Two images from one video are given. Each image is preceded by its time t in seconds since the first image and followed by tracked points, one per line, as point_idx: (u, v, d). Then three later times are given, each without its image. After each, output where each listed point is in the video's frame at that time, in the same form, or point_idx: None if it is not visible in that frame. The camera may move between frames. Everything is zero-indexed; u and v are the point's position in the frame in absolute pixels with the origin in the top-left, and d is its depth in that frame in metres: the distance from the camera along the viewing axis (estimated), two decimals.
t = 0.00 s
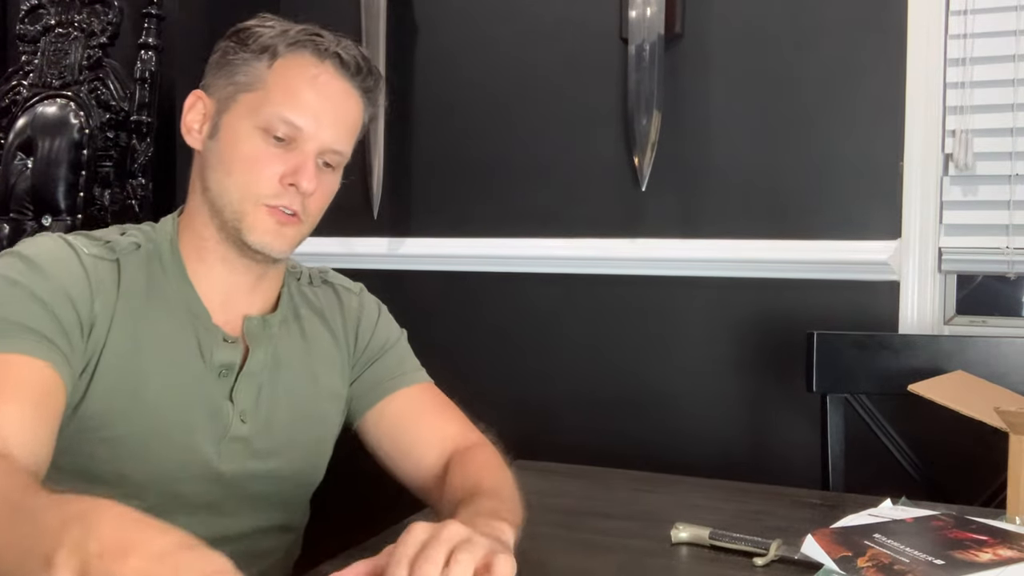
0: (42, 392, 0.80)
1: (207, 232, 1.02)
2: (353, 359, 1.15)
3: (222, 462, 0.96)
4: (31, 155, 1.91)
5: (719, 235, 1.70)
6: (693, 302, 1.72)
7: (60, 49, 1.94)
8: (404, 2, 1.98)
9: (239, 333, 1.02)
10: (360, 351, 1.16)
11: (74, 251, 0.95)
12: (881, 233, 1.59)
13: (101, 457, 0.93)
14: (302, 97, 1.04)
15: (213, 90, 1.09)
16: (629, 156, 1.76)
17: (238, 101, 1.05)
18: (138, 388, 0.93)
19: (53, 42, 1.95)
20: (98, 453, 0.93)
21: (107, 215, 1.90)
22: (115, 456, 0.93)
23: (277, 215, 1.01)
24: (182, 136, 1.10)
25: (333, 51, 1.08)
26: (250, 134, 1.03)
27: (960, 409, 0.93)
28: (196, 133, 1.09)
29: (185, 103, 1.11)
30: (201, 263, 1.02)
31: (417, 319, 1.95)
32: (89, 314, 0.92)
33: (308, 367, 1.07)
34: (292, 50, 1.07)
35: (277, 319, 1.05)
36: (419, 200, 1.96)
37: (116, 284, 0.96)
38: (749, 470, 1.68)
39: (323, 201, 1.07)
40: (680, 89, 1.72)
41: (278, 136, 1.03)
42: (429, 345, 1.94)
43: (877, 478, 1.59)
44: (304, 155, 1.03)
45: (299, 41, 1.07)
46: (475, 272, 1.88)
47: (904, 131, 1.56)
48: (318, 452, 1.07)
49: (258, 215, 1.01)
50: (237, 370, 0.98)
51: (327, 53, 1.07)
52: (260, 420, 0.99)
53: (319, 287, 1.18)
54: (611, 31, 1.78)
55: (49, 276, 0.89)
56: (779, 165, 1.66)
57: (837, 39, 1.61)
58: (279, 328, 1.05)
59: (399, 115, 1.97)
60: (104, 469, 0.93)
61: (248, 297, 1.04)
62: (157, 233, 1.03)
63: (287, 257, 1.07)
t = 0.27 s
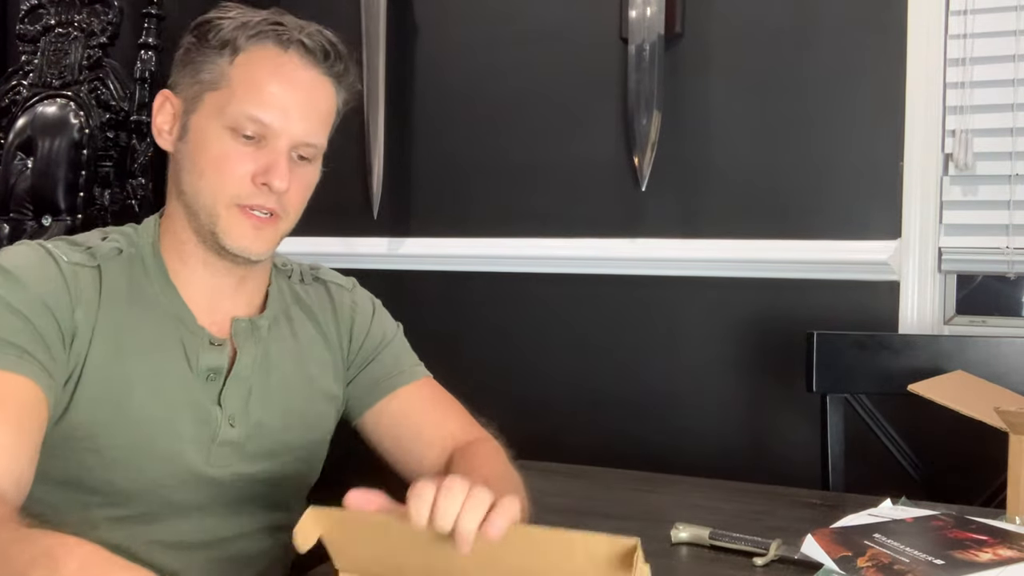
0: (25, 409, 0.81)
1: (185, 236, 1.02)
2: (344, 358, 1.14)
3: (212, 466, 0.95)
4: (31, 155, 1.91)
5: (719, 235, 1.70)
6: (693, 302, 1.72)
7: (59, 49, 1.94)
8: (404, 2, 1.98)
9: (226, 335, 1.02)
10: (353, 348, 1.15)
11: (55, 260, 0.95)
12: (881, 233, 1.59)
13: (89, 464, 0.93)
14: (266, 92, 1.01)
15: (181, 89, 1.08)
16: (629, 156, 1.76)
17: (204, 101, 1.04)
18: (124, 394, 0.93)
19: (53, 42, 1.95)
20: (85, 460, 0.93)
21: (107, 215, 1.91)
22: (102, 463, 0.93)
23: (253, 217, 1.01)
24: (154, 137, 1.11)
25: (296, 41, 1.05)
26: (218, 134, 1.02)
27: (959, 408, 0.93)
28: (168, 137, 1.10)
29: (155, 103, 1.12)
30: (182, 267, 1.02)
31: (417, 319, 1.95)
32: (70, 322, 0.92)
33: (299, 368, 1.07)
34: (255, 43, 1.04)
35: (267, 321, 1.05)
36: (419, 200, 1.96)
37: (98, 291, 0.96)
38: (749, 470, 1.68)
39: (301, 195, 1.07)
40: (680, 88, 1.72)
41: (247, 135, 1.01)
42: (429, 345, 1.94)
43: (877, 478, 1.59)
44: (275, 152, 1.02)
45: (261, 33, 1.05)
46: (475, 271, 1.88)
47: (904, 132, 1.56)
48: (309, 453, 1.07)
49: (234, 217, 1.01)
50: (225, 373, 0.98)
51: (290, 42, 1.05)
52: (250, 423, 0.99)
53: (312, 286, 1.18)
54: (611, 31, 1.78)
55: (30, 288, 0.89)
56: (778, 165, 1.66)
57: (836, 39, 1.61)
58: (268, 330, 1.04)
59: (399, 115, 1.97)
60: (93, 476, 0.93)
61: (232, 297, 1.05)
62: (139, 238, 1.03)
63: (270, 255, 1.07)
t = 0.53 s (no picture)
0: (14, 420, 0.79)
1: (174, 242, 1.02)
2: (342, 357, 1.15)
3: (213, 469, 0.95)
4: (31, 155, 1.91)
5: (719, 234, 1.70)
6: (694, 302, 1.72)
7: (59, 50, 1.94)
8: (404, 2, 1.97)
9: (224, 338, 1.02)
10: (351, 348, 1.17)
11: (41, 269, 0.93)
12: (882, 233, 1.59)
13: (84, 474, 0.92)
14: (246, 94, 0.99)
15: (162, 92, 1.06)
16: (630, 156, 1.76)
17: (186, 105, 1.02)
18: (117, 402, 0.92)
19: (53, 42, 1.95)
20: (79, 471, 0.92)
21: (107, 215, 1.89)
22: (96, 472, 0.92)
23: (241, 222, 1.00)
24: (138, 142, 1.10)
25: (275, 38, 1.03)
26: (201, 139, 1.00)
27: (959, 409, 0.93)
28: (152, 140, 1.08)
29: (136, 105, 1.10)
30: (174, 273, 1.02)
31: (417, 319, 1.95)
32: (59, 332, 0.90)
33: (295, 368, 1.06)
34: (233, 42, 1.02)
35: (264, 323, 1.04)
36: (419, 200, 1.96)
37: (86, 298, 0.94)
38: (749, 470, 1.68)
39: (291, 195, 1.05)
40: (680, 88, 1.72)
41: (231, 139, 1.00)
42: (429, 345, 1.94)
43: (877, 478, 1.59)
44: (260, 155, 1.00)
45: (239, 32, 1.03)
46: (476, 271, 1.88)
47: (904, 132, 1.57)
48: (309, 451, 1.07)
49: (222, 223, 1.00)
50: (221, 377, 0.98)
51: (269, 38, 1.02)
52: (247, 425, 0.99)
53: (307, 285, 1.18)
54: (611, 31, 1.78)
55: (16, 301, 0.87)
56: (778, 165, 1.66)
57: (836, 39, 1.61)
58: (267, 331, 1.05)
59: (400, 115, 1.97)
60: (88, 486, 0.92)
61: (226, 299, 1.04)
62: (128, 243, 1.02)
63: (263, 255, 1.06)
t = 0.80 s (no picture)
0: (9, 428, 0.79)
1: (172, 242, 1.01)
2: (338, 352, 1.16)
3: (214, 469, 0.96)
4: (31, 155, 1.91)
5: (719, 235, 1.70)
6: (694, 302, 1.72)
7: (59, 50, 1.94)
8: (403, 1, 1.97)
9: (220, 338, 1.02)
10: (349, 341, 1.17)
11: (34, 273, 0.92)
12: (882, 233, 1.59)
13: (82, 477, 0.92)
14: (244, 94, 0.99)
15: (155, 92, 1.05)
16: (629, 156, 1.76)
17: (182, 105, 1.02)
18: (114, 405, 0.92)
19: (53, 42, 1.95)
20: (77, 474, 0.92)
21: (107, 215, 1.89)
22: (94, 475, 0.92)
23: (241, 220, 1.00)
24: (131, 142, 1.09)
25: (272, 36, 1.03)
26: (199, 139, 1.00)
27: (959, 409, 0.93)
28: (146, 141, 1.07)
29: (128, 105, 1.09)
30: (171, 272, 1.01)
31: (417, 319, 1.95)
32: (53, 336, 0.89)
33: (293, 366, 1.07)
34: (229, 41, 1.02)
35: (260, 321, 1.04)
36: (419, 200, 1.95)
37: (80, 302, 0.93)
38: (749, 470, 1.68)
39: (289, 194, 1.05)
40: (680, 88, 1.72)
41: (229, 139, 1.00)
42: (428, 345, 1.94)
43: (876, 478, 1.59)
44: (260, 155, 1.01)
45: (234, 31, 1.03)
46: (475, 271, 1.88)
47: (903, 132, 1.57)
48: (307, 448, 1.07)
49: (221, 221, 0.99)
50: (219, 378, 0.98)
51: (266, 37, 1.03)
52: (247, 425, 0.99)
53: (301, 279, 1.18)
54: (611, 31, 1.78)
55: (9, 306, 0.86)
56: (778, 165, 1.66)
57: (835, 39, 1.61)
58: (264, 329, 1.05)
59: (400, 115, 1.97)
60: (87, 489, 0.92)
61: (223, 298, 1.03)
62: (120, 245, 1.01)
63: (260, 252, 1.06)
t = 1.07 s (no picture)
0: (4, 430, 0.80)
1: (164, 236, 1.01)
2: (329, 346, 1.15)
3: (210, 465, 0.96)
4: (31, 155, 1.91)
5: (719, 234, 1.70)
6: (693, 301, 1.72)
7: (59, 50, 1.94)
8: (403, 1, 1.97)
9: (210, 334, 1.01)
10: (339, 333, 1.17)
11: (26, 273, 0.91)
12: (882, 234, 1.59)
13: (81, 477, 0.92)
14: (236, 87, 1.00)
15: (145, 89, 1.05)
16: (629, 156, 1.76)
17: (173, 100, 1.02)
18: (110, 404, 0.92)
19: (53, 42, 1.95)
20: (77, 475, 0.92)
21: (107, 215, 1.88)
22: (92, 475, 0.92)
23: (235, 210, 1.00)
24: (121, 140, 1.08)
25: (261, 31, 1.03)
26: (192, 133, 1.00)
27: (959, 409, 0.93)
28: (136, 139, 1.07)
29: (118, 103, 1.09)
30: (162, 269, 1.01)
31: (417, 319, 1.95)
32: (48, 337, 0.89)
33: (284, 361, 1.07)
34: (218, 36, 1.02)
35: (248, 316, 1.04)
36: (419, 200, 1.95)
37: (74, 301, 0.93)
38: (749, 469, 1.68)
39: (282, 185, 1.06)
40: (680, 88, 1.72)
41: (222, 131, 1.00)
42: (428, 345, 1.94)
43: (876, 478, 1.59)
44: (253, 146, 1.01)
45: (223, 26, 1.03)
46: (475, 271, 1.88)
47: (903, 132, 1.57)
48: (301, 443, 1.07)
49: (216, 212, 1.00)
50: (212, 374, 0.98)
51: (254, 32, 1.03)
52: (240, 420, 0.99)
53: (288, 273, 1.18)
54: (611, 31, 1.78)
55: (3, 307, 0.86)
56: (778, 165, 1.66)
57: (835, 39, 1.61)
58: (251, 325, 1.05)
59: (400, 115, 1.97)
60: (87, 489, 0.92)
61: (214, 295, 1.03)
62: (113, 244, 1.00)
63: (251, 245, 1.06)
